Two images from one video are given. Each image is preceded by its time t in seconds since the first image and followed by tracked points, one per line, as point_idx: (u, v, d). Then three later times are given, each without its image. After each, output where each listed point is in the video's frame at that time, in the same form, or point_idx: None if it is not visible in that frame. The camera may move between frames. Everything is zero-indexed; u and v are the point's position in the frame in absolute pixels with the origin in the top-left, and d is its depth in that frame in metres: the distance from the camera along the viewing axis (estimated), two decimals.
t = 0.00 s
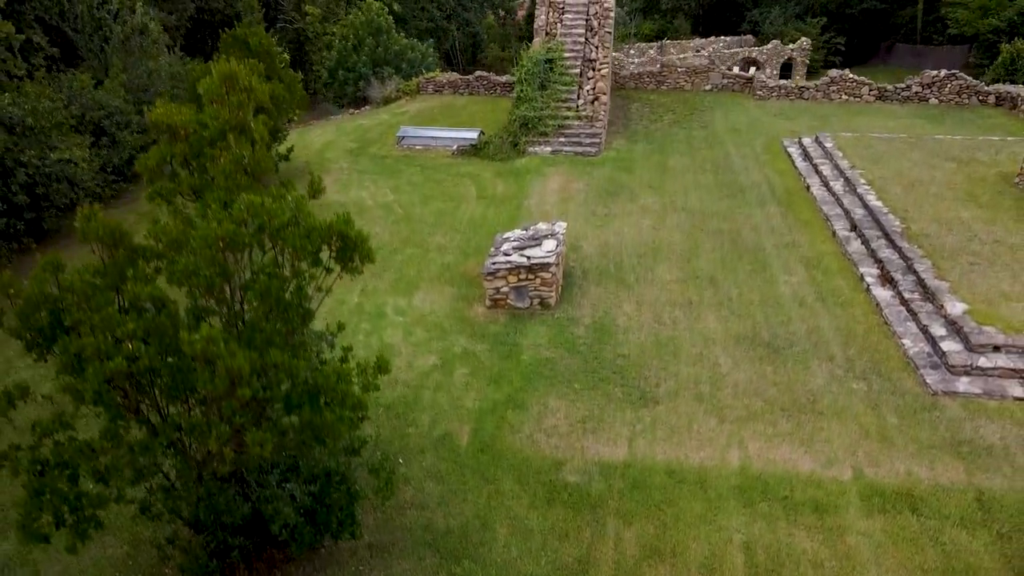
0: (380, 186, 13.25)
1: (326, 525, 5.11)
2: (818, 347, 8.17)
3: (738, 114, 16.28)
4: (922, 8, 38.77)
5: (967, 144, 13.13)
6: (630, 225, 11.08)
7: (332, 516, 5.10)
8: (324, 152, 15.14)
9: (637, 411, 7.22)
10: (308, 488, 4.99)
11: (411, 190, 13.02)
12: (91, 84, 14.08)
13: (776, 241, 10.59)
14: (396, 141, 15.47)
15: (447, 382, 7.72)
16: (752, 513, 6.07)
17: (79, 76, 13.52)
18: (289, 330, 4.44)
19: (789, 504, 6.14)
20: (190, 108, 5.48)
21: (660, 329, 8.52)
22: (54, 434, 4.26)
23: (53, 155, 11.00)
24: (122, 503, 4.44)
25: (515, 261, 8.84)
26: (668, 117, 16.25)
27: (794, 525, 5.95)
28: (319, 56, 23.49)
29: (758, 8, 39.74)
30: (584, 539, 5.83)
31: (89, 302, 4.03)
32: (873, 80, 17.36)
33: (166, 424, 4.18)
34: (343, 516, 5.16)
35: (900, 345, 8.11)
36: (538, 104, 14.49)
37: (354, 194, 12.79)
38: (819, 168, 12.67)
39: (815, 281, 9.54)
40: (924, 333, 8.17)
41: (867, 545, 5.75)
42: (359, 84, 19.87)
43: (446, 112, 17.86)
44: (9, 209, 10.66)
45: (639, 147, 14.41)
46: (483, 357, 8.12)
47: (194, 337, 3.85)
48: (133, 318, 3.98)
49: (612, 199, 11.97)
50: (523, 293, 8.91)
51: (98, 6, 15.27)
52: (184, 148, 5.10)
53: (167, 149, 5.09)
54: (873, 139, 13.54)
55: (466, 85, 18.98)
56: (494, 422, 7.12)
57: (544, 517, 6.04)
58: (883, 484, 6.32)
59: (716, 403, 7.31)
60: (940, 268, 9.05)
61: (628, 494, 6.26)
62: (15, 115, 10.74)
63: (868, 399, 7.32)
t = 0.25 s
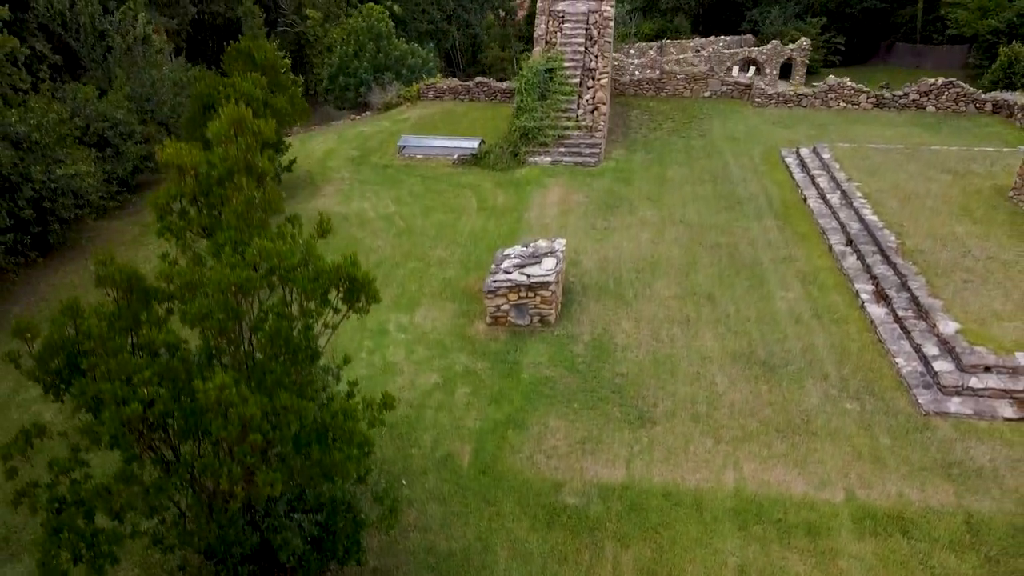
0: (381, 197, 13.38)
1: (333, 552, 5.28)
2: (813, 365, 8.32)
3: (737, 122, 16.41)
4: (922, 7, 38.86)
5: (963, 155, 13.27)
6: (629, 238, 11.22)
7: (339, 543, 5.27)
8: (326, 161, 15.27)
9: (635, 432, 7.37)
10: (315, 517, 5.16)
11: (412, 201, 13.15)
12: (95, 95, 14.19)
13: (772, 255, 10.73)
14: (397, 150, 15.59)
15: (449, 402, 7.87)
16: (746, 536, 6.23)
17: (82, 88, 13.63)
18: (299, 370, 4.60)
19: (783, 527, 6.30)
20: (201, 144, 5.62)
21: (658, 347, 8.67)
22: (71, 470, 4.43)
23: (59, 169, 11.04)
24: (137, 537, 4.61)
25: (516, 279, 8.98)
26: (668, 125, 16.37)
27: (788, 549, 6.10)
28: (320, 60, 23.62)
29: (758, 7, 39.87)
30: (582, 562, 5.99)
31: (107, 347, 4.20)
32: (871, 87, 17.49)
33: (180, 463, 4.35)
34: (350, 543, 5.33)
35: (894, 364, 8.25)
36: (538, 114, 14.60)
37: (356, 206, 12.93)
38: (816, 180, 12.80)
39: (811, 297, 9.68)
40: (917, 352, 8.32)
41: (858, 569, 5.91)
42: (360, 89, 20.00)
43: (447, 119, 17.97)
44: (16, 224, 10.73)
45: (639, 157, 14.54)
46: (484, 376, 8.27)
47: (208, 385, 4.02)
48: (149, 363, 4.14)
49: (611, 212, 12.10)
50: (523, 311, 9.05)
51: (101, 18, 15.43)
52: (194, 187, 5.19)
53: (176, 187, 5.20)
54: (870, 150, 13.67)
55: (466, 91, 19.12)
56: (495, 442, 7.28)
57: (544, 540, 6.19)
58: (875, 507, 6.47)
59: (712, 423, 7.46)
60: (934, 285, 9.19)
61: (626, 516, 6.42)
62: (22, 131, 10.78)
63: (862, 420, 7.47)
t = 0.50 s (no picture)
0: (382, 213, 13.50)
1: None
2: (809, 388, 8.43)
3: (735, 135, 16.52)
4: (921, 12, 38.88)
5: (959, 171, 13.38)
6: (627, 256, 11.33)
7: None
8: (327, 175, 15.38)
9: (633, 457, 7.48)
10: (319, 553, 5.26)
11: (412, 217, 13.26)
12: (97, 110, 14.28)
13: (769, 274, 10.84)
14: (398, 164, 15.69)
15: (449, 426, 7.98)
16: (741, 564, 6.34)
17: (85, 104, 13.73)
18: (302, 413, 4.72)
19: (777, 555, 6.41)
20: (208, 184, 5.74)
21: (656, 370, 8.78)
22: (80, 512, 4.54)
23: (64, 189, 11.13)
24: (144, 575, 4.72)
25: (515, 301, 9.10)
26: (666, 138, 16.48)
27: None
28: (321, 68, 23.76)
29: (757, 11, 39.88)
30: None
31: (116, 394, 4.32)
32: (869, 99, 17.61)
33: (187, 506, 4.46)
34: None
35: (888, 387, 8.37)
36: (538, 128, 14.71)
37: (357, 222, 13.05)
38: (813, 196, 12.91)
39: (807, 318, 9.79)
40: (911, 375, 8.43)
41: None
42: (360, 100, 20.11)
43: (447, 130, 18.09)
44: (21, 243, 10.83)
45: (637, 171, 14.65)
46: (484, 399, 8.38)
47: (216, 435, 4.14)
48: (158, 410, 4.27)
49: (610, 229, 12.22)
50: (522, 333, 9.16)
51: (102, 34, 15.59)
52: (200, 229, 5.31)
53: (184, 229, 5.31)
54: (867, 165, 13.78)
55: (466, 102, 19.24)
56: (494, 468, 7.39)
57: (543, 568, 6.30)
58: (868, 534, 6.58)
59: (708, 448, 7.57)
60: (928, 306, 9.30)
61: (623, 544, 6.53)
62: (27, 151, 10.85)
63: (856, 445, 7.58)
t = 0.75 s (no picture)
0: (383, 231, 13.60)
1: None
2: (806, 415, 8.53)
3: (734, 151, 16.62)
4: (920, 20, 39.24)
5: (955, 190, 13.50)
6: (626, 277, 11.43)
7: None
8: (329, 191, 15.48)
9: (630, 486, 7.57)
10: None
11: (413, 236, 13.37)
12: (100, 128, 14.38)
13: (767, 295, 10.95)
14: (398, 180, 15.79)
15: (450, 453, 8.08)
16: None
17: (88, 122, 13.82)
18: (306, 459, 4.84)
19: None
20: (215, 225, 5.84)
21: (654, 395, 8.88)
22: (88, 556, 4.64)
23: (68, 212, 11.21)
24: None
25: (516, 327, 9.20)
26: (666, 154, 16.59)
27: None
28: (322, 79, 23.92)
29: (756, 20, 39.86)
30: None
31: (125, 442, 4.44)
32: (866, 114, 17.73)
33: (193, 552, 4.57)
34: None
35: (884, 413, 8.47)
36: (538, 146, 14.82)
37: (358, 241, 13.17)
38: (810, 215, 13.02)
39: (804, 341, 9.89)
40: (906, 402, 8.53)
41: None
42: (361, 113, 20.24)
43: (447, 144, 18.19)
44: (25, 266, 10.92)
45: (637, 189, 14.76)
46: (485, 426, 8.47)
47: (222, 485, 4.25)
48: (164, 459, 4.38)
49: (609, 249, 12.32)
50: (522, 358, 9.26)
51: (107, 53, 15.60)
52: (206, 272, 5.50)
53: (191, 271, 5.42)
54: (864, 184, 13.89)
55: (466, 116, 19.38)
56: (494, 496, 7.49)
57: None
58: (862, 565, 6.67)
59: (706, 476, 7.67)
60: (924, 331, 9.40)
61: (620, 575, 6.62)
62: (31, 174, 10.96)
63: (852, 473, 7.68)
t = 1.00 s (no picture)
0: (384, 249, 13.74)
1: None
2: (801, 440, 8.66)
3: (732, 167, 16.77)
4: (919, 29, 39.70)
5: (951, 209, 13.64)
6: (625, 298, 11.57)
7: None
8: (331, 208, 15.63)
9: (629, 513, 7.70)
10: None
11: (415, 254, 13.50)
12: (105, 146, 14.51)
13: (764, 317, 11.09)
14: (400, 198, 15.92)
15: (451, 479, 8.20)
16: None
17: (93, 142, 13.97)
18: (313, 501, 4.98)
19: None
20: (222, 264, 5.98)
21: (652, 420, 9.01)
22: None
23: (74, 234, 11.35)
24: None
25: (516, 351, 9.34)
26: (665, 170, 16.74)
27: None
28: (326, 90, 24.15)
29: (756, 29, 39.79)
30: None
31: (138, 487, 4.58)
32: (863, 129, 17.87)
33: None
34: None
35: (879, 439, 8.60)
36: (538, 164, 14.97)
37: (361, 260, 13.31)
38: (808, 235, 13.15)
39: (800, 364, 10.02)
40: (901, 427, 8.66)
41: None
42: (362, 127, 20.40)
43: (448, 159, 18.34)
44: (31, 288, 11.05)
45: (636, 206, 14.91)
46: (485, 451, 8.60)
47: (232, 531, 4.38)
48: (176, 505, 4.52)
49: (609, 268, 12.47)
50: (523, 382, 9.39)
51: (111, 72, 16.00)
52: (215, 313, 5.55)
53: (200, 312, 5.56)
54: (861, 202, 14.03)
55: (467, 131, 19.54)
56: (495, 523, 7.61)
57: None
58: None
59: (703, 503, 7.80)
60: (918, 355, 9.53)
61: None
62: (37, 198, 11.13)
63: (847, 500, 7.81)
